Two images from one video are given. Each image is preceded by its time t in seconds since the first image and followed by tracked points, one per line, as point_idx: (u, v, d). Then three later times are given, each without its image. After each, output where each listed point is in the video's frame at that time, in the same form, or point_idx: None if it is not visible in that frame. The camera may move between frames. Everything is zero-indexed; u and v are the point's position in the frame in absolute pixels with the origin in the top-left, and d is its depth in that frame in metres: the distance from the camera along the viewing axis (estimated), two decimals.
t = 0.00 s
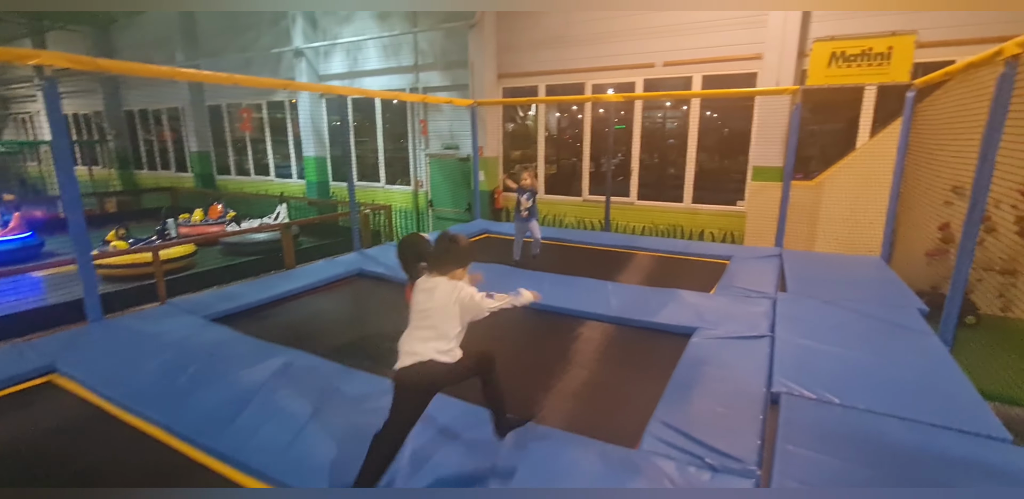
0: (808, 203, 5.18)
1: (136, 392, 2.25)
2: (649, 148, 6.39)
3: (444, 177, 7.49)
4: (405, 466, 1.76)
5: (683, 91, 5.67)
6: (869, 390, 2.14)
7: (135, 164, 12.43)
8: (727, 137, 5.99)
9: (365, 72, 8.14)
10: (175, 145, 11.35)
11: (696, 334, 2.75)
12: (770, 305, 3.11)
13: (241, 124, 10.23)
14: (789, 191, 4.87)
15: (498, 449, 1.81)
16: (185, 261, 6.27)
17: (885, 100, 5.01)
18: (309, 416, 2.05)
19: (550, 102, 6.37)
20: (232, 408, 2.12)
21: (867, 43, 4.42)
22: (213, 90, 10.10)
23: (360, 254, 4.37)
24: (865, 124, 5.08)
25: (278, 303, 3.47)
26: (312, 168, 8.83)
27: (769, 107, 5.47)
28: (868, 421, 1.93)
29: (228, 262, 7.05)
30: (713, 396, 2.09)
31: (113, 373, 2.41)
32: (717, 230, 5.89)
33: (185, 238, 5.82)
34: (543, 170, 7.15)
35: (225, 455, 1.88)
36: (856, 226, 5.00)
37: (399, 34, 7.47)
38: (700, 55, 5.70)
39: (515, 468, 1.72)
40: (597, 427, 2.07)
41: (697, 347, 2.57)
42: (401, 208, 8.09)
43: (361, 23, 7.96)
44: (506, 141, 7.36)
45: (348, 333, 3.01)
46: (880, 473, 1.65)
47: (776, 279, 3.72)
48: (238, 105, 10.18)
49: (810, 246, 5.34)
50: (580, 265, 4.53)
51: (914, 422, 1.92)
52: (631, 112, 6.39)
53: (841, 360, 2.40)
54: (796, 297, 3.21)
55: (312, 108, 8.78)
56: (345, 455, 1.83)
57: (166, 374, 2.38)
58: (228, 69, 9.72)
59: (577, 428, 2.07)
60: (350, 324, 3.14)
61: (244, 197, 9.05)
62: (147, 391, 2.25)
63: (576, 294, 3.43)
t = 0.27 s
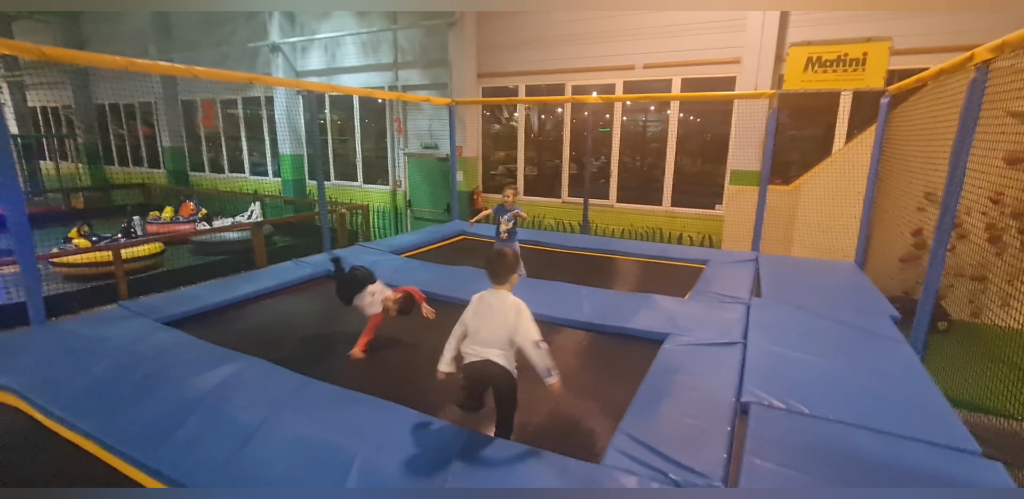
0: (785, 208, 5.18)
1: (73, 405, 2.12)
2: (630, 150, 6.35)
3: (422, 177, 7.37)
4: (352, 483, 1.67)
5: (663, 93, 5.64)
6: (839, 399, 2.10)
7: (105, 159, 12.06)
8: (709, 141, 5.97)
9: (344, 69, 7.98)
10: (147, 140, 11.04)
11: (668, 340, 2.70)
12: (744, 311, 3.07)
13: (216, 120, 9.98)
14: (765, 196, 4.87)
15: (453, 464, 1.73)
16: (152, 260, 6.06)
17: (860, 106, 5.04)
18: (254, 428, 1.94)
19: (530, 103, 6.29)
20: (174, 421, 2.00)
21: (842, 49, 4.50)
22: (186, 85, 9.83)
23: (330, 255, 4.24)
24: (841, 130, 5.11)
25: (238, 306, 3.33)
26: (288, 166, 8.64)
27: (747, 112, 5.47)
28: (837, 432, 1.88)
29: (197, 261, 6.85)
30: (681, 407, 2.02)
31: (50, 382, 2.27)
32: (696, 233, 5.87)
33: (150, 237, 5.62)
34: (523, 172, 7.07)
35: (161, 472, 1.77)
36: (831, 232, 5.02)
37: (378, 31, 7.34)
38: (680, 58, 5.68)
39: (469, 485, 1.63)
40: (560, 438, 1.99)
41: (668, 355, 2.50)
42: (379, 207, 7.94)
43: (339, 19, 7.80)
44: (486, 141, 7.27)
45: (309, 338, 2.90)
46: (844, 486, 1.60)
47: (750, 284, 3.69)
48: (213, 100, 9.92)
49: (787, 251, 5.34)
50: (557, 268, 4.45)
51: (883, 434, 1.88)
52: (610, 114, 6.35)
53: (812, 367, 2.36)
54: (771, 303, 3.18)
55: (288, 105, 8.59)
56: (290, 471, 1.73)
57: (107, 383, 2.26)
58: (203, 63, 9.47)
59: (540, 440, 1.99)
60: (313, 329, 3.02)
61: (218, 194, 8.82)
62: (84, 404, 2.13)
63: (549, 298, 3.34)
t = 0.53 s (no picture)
0: (784, 213, 5.13)
1: (49, 420, 2.05)
2: (627, 154, 6.30)
3: (418, 180, 7.31)
4: None
5: (661, 97, 5.59)
6: (840, 413, 2.03)
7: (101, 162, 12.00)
8: (708, 145, 5.92)
9: (340, 72, 7.93)
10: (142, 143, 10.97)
11: (664, 350, 2.63)
12: (742, 318, 3.01)
13: (212, 123, 9.92)
14: (764, 201, 4.81)
15: (439, 482, 1.66)
16: (144, 264, 5.99)
17: (860, 110, 4.99)
18: (235, 443, 1.87)
19: (527, 106, 6.24)
20: (152, 436, 1.93)
21: (842, 52, 4.38)
22: (182, 87, 9.77)
23: (322, 260, 4.17)
24: (841, 134, 5.06)
25: (226, 313, 3.26)
26: (284, 170, 8.57)
27: (746, 115, 5.42)
28: (839, 448, 1.81)
29: (191, 265, 6.78)
30: (677, 421, 1.96)
31: (25, 395, 2.20)
32: (694, 238, 5.81)
33: (142, 241, 5.55)
34: (520, 175, 7.01)
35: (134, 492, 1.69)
36: (831, 237, 4.96)
37: (374, 33, 7.28)
38: (678, 61, 5.63)
39: None
40: (551, 455, 1.93)
41: (664, 365, 2.44)
42: (375, 211, 7.88)
43: (336, 22, 7.75)
44: (483, 144, 7.21)
45: (298, 348, 2.83)
46: None
47: (749, 290, 3.63)
48: (209, 103, 9.87)
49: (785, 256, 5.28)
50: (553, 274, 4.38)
51: (887, 450, 1.81)
52: (608, 118, 6.30)
53: (813, 378, 2.29)
54: (770, 310, 3.12)
55: (284, 108, 8.53)
56: (269, 489, 1.66)
57: (86, 396, 2.19)
58: (198, 66, 9.41)
59: (530, 457, 1.92)
60: (303, 338, 2.96)
61: (212, 197, 8.76)
62: (60, 418, 2.06)
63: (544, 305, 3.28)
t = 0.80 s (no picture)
0: (785, 213, 5.04)
1: (13, 431, 1.96)
2: (625, 153, 6.22)
3: (414, 181, 7.22)
4: None
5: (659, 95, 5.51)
6: (846, 423, 1.94)
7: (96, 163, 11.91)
8: (708, 145, 5.83)
9: (335, 71, 7.85)
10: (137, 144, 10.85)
11: (662, 356, 2.54)
12: (743, 322, 2.92)
13: (207, 123, 9.83)
14: (765, 201, 4.71)
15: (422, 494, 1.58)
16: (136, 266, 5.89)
17: (861, 109, 4.91)
18: (207, 456, 1.78)
19: (524, 105, 6.15)
20: (121, 448, 1.84)
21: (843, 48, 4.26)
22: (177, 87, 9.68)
23: (312, 263, 4.08)
24: (843, 132, 4.96)
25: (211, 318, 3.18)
26: (279, 171, 8.48)
27: (745, 114, 5.34)
28: (846, 461, 1.72)
29: (184, 268, 6.69)
30: (676, 433, 1.87)
31: None
32: (693, 239, 5.72)
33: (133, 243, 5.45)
34: (517, 176, 6.92)
35: None
36: (833, 237, 4.86)
37: (369, 32, 7.20)
38: (676, 60, 5.55)
39: None
40: (543, 470, 1.84)
41: (662, 372, 2.35)
42: (371, 212, 7.79)
43: (330, 21, 7.67)
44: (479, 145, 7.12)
45: (283, 354, 2.74)
46: None
47: (750, 293, 3.53)
48: (204, 104, 9.78)
49: (786, 257, 5.20)
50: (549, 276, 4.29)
51: (896, 464, 1.72)
52: (606, 117, 6.21)
53: (817, 386, 2.20)
54: (771, 314, 3.03)
55: (279, 108, 8.44)
56: None
57: (55, 407, 2.10)
58: (193, 66, 9.32)
59: (521, 472, 1.84)
60: (289, 344, 2.86)
61: (207, 199, 8.67)
62: (28, 428, 1.97)
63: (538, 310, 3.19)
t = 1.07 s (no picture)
0: (787, 215, 4.93)
1: None
2: (625, 153, 6.10)
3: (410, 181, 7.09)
4: None
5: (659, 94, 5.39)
6: (859, 442, 1.83)
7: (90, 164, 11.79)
8: (708, 145, 5.69)
9: (330, 70, 7.72)
10: (131, 144, 10.70)
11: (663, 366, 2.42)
12: (747, 329, 2.80)
13: (201, 123, 9.70)
14: (767, 203, 4.60)
15: None
16: (125, 269, 5.77)
17: (866, 107, 4.79)
18: (170, 480, 1.75)
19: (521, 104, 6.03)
20: (83, 467, 1.81)
21: (849, 45, 4.14)
22: (171, 86, 9.54)
23: (302, 266, 3.96)
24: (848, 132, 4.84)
25: (192, 325, 3.06)
26: (273, 171, 8.35)
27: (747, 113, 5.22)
28: (860, 486, 1.61)
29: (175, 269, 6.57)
30: (678, 454, 1.75)
31: None
32: (693, 241, 5.60)
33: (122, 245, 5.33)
34: (515, 176, 6.79)
35: None
36: (837, 239, 4.74)
37: (364, 30, 7.07)
38: (677, 58, 5.43)
39: None
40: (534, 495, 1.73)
41: (664, 384, 2.23)
42: (366, 213, 7.66)
43: (325, 18, 7.54)
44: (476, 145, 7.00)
45: (267, 366, 2.63)
46: None
47: (754, 298, 3.42)
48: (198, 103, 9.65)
49: (789, 260, 5.08)
50: (546, 279, 4.17)
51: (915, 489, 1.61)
52: (605, 116, 6.09)
53: (826, 400, 2.09)
54: (776, 321, 2.91)
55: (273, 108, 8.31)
56: None
57: (21, 421, 2.07)
58: (186, 65, 9.19)
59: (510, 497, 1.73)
60: (273, 355, 2.75)
61: (200, 199, 8.55)
62: None
63: (534, 316, 3.07)
